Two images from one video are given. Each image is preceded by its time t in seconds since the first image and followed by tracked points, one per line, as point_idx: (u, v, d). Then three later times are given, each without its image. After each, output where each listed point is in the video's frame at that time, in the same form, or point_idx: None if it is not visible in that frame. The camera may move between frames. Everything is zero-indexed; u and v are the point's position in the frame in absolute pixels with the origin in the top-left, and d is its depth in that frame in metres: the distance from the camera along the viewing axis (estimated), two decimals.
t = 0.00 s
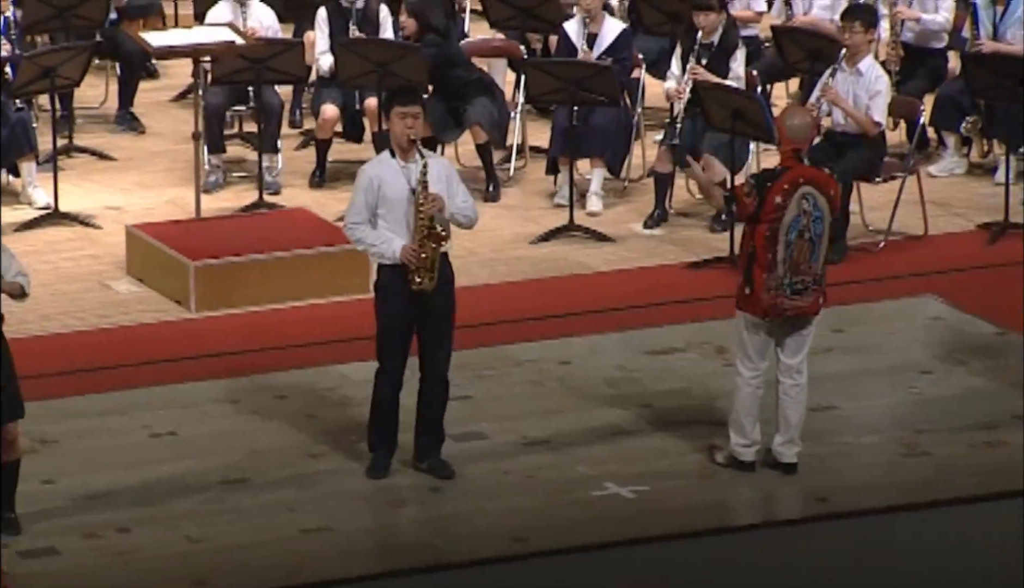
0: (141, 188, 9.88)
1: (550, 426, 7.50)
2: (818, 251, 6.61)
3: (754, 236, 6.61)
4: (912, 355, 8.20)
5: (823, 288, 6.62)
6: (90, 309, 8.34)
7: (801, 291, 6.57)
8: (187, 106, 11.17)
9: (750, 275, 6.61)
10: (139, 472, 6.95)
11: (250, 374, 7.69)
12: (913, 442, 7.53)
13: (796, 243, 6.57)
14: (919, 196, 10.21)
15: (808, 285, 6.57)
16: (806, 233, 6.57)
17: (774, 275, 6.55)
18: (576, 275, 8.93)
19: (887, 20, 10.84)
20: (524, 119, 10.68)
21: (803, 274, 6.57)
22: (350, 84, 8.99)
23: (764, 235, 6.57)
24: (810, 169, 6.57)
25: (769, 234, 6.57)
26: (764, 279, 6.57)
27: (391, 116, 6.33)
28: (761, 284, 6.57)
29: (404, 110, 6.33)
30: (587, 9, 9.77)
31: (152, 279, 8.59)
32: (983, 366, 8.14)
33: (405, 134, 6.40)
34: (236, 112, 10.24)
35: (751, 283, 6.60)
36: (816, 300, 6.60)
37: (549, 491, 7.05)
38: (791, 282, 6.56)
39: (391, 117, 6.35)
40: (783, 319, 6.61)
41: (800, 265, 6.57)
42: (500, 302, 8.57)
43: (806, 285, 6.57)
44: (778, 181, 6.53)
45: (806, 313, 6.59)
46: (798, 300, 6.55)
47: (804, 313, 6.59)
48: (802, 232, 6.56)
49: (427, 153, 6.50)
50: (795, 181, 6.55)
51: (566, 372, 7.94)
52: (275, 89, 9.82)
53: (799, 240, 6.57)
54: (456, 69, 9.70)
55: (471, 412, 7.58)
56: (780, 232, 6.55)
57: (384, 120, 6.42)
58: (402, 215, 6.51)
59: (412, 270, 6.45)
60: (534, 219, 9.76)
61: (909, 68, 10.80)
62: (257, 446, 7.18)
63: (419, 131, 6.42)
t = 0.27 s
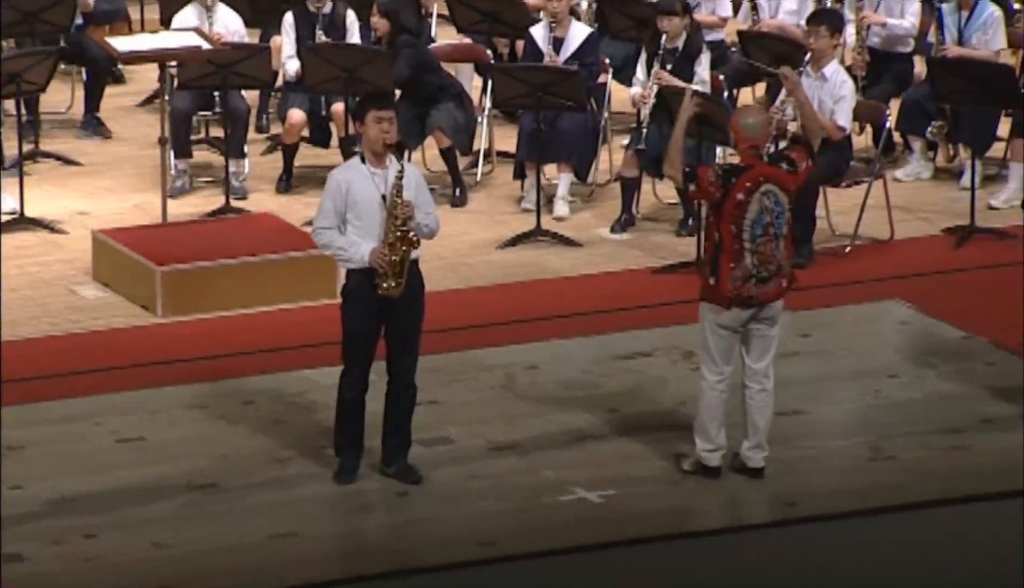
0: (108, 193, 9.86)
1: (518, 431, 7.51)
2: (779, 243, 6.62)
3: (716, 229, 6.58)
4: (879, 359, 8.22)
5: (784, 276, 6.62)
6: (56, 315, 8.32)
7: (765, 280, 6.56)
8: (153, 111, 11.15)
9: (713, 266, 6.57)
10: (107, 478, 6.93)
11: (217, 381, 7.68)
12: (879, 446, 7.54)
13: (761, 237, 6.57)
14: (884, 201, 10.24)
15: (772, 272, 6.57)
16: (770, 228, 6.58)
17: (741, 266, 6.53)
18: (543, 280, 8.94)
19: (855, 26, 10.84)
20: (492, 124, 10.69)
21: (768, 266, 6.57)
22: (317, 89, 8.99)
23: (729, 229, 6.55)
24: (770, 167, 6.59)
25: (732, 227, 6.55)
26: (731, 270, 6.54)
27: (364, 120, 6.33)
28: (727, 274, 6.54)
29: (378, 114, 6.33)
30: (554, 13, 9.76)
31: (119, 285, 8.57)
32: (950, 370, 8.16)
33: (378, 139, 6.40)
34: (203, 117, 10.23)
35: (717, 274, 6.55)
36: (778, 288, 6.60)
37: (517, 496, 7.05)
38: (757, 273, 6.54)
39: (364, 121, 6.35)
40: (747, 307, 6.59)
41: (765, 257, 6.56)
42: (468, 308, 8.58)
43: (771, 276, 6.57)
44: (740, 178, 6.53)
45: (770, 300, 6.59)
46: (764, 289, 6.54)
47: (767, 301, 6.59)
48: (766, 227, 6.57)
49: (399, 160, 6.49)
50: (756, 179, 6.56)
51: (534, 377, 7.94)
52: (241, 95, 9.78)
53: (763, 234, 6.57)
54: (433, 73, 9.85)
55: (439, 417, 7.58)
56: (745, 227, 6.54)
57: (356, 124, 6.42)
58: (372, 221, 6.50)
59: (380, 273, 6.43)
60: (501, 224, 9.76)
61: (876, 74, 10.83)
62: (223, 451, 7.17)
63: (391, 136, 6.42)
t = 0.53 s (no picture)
0: (75, 199, 9.83)
1: (486, 435, 7.51)
2: (736, 258, 6.59)
3: (671, 248, 6.57)
4: (847, 363, 8.24)
5: (743, 292, 6.60)
6: (23, 320, 8.30)
7: (721, 298, 6.55)
8: (120, 115, 11.14)
9: (669, 287, 6.58)
10: (74, 483, 6.92)
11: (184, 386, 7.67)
12: (847, 449, 7.56)
13: (714, 250, 6.54)
14: (851, 205, 10.27)
15: (728, 291, 6.55)
16: (723, 240, 6.55)
17: (694, 285, 6.53)
18: (511, 285, 8.95)
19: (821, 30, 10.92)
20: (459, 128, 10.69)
21: (723, 282, 6.55)
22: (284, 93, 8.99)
23: (681, 245, 6.53)
24: (723, 176, 6.54)
25: (686, 243, 6.53)
26: (684, 289, 6.54)
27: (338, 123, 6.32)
28: (681, 294, 6.54)
29: (352, 118, 6.31)
30: (520, 17, 9.74)
31: (88, 289, 8.54)
32: (918, 373, 8.18)
33: (351, 143, 6.39)
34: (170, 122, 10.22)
35: (671, 296, 6.56)
36: (736, 305, 6.58)
37: (485, 500, 7.05)
38: (711, 290, 6.54)
39: (339, 124, 6.33)
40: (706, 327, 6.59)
41: (719, 274, 6.55)
42: (437, 312, 8.58)
43: (727, 292, 6.55)
44: (690, 189, 6.50)
45: (728, 320, 6.57)
46: (718, 307, 6.53)
47: (725, 320, 6.57)
48: (718, 239, 6.54)
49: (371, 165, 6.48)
50: (708, 188, 6.52)
51: (503, 382, 7.95)
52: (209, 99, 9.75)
53: (716, 247, 6.55)
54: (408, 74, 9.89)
55: (406, 421, 7.58)
56: (696, 242, 6.53)
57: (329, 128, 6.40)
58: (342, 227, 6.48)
59: (348, 280, 6.41)
60: (469, 228, 9.77)
61: (843, 77, 10.85)
62: (191, 456, 7.16)
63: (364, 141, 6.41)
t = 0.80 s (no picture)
0: (43, 204, 9.81)
1: (455, 440, 7.51)
2: (689, 263, 6.58)
3: (626, 254, 6.56)
4: (814, 367, 8.26)
5: (699, 297, 6.58)
6: None
7: (677, 303, 6.52)
8: (87, 121, 11.12)
9: (624, 293, 6.56)
10: (41, 489, 6.90)
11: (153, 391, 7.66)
12: (815, 454, 7.58)
13: (668, 255, 6.54)
14: (819, 209, 10.29)
15: (684, 296, 6.52)
16: (676, 244, 6.54)
17: (649, 289, 6.50)
18: (479, 290, 8.95)
19: (790, 34, 11.00)
20: (428, 133, 10.68)
21: (678, 286, 6.53)
22: (252, 98, 8.99)
23: (636, 250, 6.52)
24: (675, 180, 6.55)
25: (640, 248, 6.52)
26: (639, 294, 6.51)
27: (303, 126, 6.31)
28: (635, 299, 6.51)
29: (317, 120, 6.31)
30: (487, 23, 9.78)
31: (53, 295, 8.48)
32: (886, 377, 8.20)
33: (317, 146, 6.37)
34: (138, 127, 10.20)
35: (626, 301, 6.54)
36: (693, 309, 6.55)
37: (453, 504, 7.05)
38: (667, 295, 6.51)
39: (304, 127, 6.32)
40: (662, 333, 6.56)
41: (675, 278, 6.53)
42: (405, 317, 8.58)
43: (683, 296, 6.53)
44: (643, 194, 6.49)
45: (685, 325, 6.53)
46: (674, 310, 6.50)
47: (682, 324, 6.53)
48: (672, 244, 6.54)
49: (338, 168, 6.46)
50: (661, 193, 6.52)
51: (472, 387, 7.95)
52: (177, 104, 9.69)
53: (669, 251, 6.54)
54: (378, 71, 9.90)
55: (375, 426, 7.58)
56: (650, 246, 6.51)
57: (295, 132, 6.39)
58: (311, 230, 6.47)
59: (319, 279, 6.41)
60: (438, 233, 9.78)
61: (811, 82, 10.87)
62: (159, 461, 7.15)
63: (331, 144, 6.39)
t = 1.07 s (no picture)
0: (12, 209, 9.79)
1: (425, 444, 7.51)
2: (651, 272, 6.57)
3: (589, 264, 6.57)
4: (783, 371, 8.27)
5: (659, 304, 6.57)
6: None
7: (636, 311, 6.52)
8: (57, 125, 11.09)
9: (586, 299, 6.57)
10: (11, 495, 6.88)
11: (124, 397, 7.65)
12: (785, 458, 7.59)
13: (628, 263, 6.53)
14: (789, 213, 10.30)
15: (643, 304, 6.52)
16: (637, 253, 6.54)
17: (608, 295, 6.51)
18: (450, 295, 8.95)
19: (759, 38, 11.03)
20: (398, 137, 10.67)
21: (638, 293, 6.52)
22: (222, 103, 8.97)
23: (597, 257, 6.52)
24: (637, 191, 6.56)
25: (601, 256, 6.53)
26: (599, 299, 6.52)
27: (267, 131, 6.30)
28: (596, 305, 6.53)
29: (279, 123, 6.30)
30: (457, 28, 9.77)
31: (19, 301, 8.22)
32: (855, 382, 8.21)
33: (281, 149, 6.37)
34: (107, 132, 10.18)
35: (587, 305, 6.56)
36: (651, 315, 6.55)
37: (424, 510, 7.05)
38: (626, 301, 6.51)
39: (265, 132, 6.31)
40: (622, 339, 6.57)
41: (635, 285, 6.52)
42: (375, 322, 8.57)
43: (642, 303, 6.52)
44: (605, 202, 6.50)
45: (643, 331, 6.54)
46: (632, 317, 6.51)
47: (640, 330, 6.54)
48: (632, 253, 6.53)
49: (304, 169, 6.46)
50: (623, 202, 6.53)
51: (442, 392, 7.94)
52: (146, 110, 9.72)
53: (630, 260, 6.53)
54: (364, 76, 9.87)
55: (345, 431, 7.57)
56: (611, 254, 6.51)
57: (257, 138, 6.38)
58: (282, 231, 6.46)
59: (298, 275, 6.41)
60: (408, 238, 9.77)
61: (782, 85, 10.87)
62: (127, 467, 7.14)
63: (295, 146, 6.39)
